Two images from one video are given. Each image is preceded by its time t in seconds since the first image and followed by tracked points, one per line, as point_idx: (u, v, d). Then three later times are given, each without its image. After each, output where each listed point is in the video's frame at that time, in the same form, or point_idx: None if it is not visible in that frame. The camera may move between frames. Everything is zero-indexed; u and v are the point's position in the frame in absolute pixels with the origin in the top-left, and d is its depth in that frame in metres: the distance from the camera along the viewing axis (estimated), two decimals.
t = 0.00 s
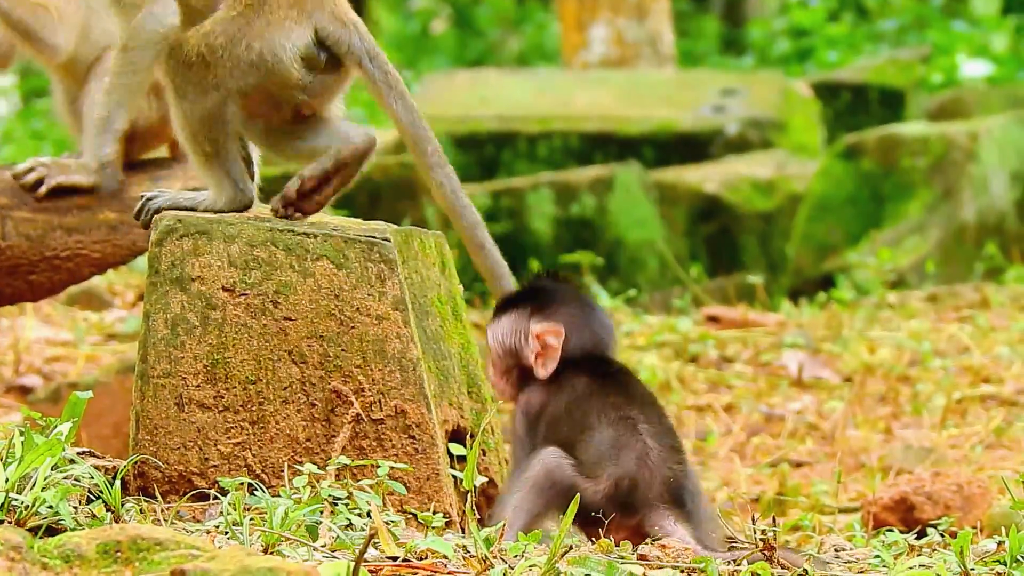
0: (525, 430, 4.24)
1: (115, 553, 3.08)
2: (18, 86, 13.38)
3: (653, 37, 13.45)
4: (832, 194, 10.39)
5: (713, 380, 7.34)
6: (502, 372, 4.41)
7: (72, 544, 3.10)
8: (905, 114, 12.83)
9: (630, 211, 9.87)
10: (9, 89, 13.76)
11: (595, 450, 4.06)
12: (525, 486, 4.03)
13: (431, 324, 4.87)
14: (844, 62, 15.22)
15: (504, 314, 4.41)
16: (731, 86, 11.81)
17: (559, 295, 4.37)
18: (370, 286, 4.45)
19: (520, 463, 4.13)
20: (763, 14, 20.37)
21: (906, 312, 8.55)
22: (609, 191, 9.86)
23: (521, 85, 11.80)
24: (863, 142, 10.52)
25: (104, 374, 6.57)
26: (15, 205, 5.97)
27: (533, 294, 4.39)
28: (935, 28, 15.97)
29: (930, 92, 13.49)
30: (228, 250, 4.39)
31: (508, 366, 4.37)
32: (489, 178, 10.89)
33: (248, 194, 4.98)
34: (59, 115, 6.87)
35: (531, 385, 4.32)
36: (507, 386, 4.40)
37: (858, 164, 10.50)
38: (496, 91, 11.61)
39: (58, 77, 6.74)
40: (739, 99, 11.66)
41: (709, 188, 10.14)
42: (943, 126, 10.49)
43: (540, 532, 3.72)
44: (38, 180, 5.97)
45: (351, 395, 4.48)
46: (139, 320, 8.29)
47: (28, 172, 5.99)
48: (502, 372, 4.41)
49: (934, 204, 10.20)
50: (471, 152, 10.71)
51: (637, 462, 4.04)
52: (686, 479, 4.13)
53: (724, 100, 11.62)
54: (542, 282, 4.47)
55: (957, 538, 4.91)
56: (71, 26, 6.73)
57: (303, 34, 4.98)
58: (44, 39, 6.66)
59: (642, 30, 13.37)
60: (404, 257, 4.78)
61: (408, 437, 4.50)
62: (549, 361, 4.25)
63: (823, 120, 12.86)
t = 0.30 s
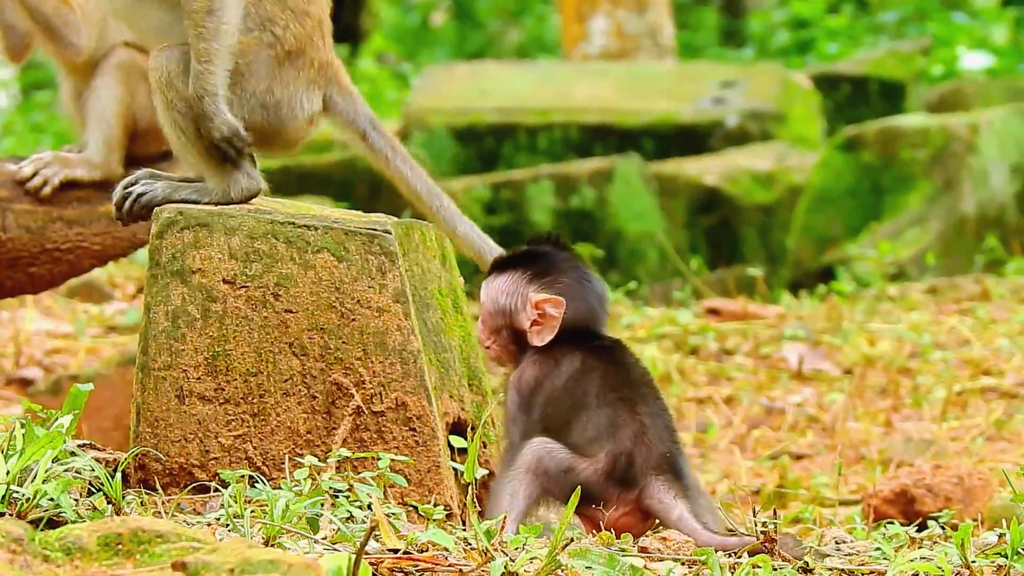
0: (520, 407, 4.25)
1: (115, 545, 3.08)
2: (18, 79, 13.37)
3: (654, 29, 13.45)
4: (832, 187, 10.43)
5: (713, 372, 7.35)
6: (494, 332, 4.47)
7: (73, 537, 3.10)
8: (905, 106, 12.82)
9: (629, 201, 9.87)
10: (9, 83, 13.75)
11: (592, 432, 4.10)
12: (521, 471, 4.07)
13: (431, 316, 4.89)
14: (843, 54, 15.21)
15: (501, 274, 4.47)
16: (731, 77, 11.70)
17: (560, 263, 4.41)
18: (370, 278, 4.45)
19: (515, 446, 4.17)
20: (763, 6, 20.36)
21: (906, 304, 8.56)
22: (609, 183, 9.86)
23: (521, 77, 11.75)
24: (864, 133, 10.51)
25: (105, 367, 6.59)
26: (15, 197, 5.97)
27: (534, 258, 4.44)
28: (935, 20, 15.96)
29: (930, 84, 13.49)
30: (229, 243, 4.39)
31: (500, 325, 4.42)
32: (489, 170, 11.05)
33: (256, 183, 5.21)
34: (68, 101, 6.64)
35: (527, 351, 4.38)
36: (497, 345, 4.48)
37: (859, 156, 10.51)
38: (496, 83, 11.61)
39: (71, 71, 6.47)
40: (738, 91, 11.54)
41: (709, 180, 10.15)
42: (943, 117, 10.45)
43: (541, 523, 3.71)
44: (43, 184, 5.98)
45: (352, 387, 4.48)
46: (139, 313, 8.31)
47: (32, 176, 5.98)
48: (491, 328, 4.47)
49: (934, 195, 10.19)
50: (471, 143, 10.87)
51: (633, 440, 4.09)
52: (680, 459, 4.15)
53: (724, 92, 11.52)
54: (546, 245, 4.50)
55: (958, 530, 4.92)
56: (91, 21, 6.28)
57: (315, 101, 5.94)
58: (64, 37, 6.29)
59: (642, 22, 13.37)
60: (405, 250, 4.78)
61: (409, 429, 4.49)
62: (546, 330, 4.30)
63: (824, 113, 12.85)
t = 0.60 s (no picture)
0: (521, 396, 4.24)
1: (116, 537, 3.08)
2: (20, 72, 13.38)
3: (655, 20, 13.44)
4: (834, 179, 10.43)
5: (714, 363, 7.35)
6: (491, 311, 4.45)
7: (75, 529, 3.10)
8: (907, 97, 12.81)
9: (631, 192, 9.89)
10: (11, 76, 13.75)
11: (596, 422, 4.10)
12: (525, 465, 4.08)
13: (432, 308, 4.92)
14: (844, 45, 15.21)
15: (501, 251, 4.45)
16: (731, 69, 11.72)
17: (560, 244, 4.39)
18: (371, 270, 4.44)
19: (517, 437, 4.17)
20: None
21: (907, 296, 8.56)
22: (610, 175, 9.89)
23: (522, 69, 11.75)
24: (864, 125, 10.51)
25: (106, 358, 6.59)
26: (15, 189, 5.95)
27: (533, 237, 4.41)
28: (935, 11, 15.95)
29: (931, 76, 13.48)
30: (230, 235, 4.37)
31: (497, 303, 4.41)
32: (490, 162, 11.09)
33: (256, 173, 5.29)
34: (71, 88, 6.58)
35: (526, 331, 4.36)
36: (495, 323, 4.46)
37: (859, 148, 10.49)
38: (497, 75, 11.62)
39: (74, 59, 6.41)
40: (739, 83, 11.59)
41: (710, 172, 10.15)
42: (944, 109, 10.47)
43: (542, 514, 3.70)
44: (38, 165, 5.95)
45: (354, 380, 4.47)
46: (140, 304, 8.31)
47: (29, 157, 5.95)
48: (488, 307, 4.46)
49: (935, 186, 10.19)
50: (473, 135, 10.92)
51: (638, 428, 4.09)
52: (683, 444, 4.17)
53: (725, 83, 11.57)
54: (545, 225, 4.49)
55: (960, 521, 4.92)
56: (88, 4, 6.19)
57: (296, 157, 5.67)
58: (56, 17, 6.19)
59: (643, 14, 13.38)
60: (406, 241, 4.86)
61: (410, 421, 4.50)
62: (543, 312, 4.28)
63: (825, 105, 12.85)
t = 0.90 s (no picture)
0: (514, 380, 4.26)
1: (118, 531, 3.08)
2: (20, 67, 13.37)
3: (655, 14, 13.43)
4: (834, 173, 10.45)
5: (715, 357, 7.36)
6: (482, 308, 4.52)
7: (76, 523, 3.11)
8: (907, 91, 12.80)
9: (632, 186, 9.91)
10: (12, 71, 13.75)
11: (588, 397, 4.10)
12: (521, 448, 4.09)
13: (432, 302, 4.93)
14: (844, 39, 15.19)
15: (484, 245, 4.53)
16: (732, 63, 11.73)
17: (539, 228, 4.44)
18: (372, 263, 4.42)
19: (512, 420, 4.19)
20: None
21: (908, 289, 8.56)
22: (611, 169, 9.92)
23: (522, 63, 11.76)
24: (864, 118, 10.52)
25: (107, 352, 6.60)
26: (16, 183, 5.92)
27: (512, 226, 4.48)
28: (936, 5, 15.93)
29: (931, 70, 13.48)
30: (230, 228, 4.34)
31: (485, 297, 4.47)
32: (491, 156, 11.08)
33: (257, 173, 5.27)
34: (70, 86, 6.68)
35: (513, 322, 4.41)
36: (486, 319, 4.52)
37: (859, 142, 10.48)
38: (498, 68, 11.63)
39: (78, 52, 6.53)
40: (739, 76, 11.59)
41: (710, 165, 10.15)
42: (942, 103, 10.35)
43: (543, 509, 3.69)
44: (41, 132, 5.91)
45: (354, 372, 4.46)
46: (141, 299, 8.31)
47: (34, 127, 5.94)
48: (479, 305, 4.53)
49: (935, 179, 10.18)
50: (473, 129, 10.94)
51: (630, 400, 4.08)
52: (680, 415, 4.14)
53: (726, 77, 11.57)
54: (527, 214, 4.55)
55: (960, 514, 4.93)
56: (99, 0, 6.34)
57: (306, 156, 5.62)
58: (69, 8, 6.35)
59: (643, 8, 13.38)
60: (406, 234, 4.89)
61: (411, 415, 4.49)
62: (523, 298, 4.34)
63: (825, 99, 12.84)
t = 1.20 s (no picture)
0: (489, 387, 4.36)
1: (119, 525, 3.07)
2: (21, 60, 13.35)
3: (656, 7, 13.40)
4: (835, 168, 10.43)
5: (717, 350, 7.36)
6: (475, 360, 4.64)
7: (78, 517, 3.11)
8: (909, 84, 12.79)
9: (634, 180, 9.91)
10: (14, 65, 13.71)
11: (562, 372, 4.21)
12: (508, 439, 4.13)
13: (434, 295, 4.97)
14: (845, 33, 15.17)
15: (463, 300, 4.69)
16: (733, 57, 11.73)
17: (500, 265, 4.64)
18: (374, 257, 4.41)
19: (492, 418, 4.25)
20: None
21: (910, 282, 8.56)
22: (612, 162, 9.91)
23: (522, 56, 11.75)
24: (866, 112, 10.50)
25: (108, 345, 6.60)
26: (17, 175, 5.99)
27: (481, 273, 4.67)
28: None
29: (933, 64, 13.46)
30: (232, 221, 4.33)
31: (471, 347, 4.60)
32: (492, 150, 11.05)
33: (260, 166, 5.29)
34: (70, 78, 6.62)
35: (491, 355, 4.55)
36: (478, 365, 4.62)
37: (861, 136, 10.47)
38: (499, 62, 11.62)
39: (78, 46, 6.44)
40: (740, 70, 11.59)
41: (712, 159, 10.14)
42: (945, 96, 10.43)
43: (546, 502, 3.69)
44: (27, 142, 5.94)
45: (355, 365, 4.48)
46: (142, 292, 8.32)
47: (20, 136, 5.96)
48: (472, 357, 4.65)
49: (937, 173, 10.18)
50: (475, 122, 10.91)
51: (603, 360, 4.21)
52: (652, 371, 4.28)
53: (727, 70, 11.57)
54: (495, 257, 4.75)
55: (961, 508, 4.95)
56: None
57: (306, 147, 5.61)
58: None
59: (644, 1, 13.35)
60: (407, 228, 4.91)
61: (413, 409, 4.51)
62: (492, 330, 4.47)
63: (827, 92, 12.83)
